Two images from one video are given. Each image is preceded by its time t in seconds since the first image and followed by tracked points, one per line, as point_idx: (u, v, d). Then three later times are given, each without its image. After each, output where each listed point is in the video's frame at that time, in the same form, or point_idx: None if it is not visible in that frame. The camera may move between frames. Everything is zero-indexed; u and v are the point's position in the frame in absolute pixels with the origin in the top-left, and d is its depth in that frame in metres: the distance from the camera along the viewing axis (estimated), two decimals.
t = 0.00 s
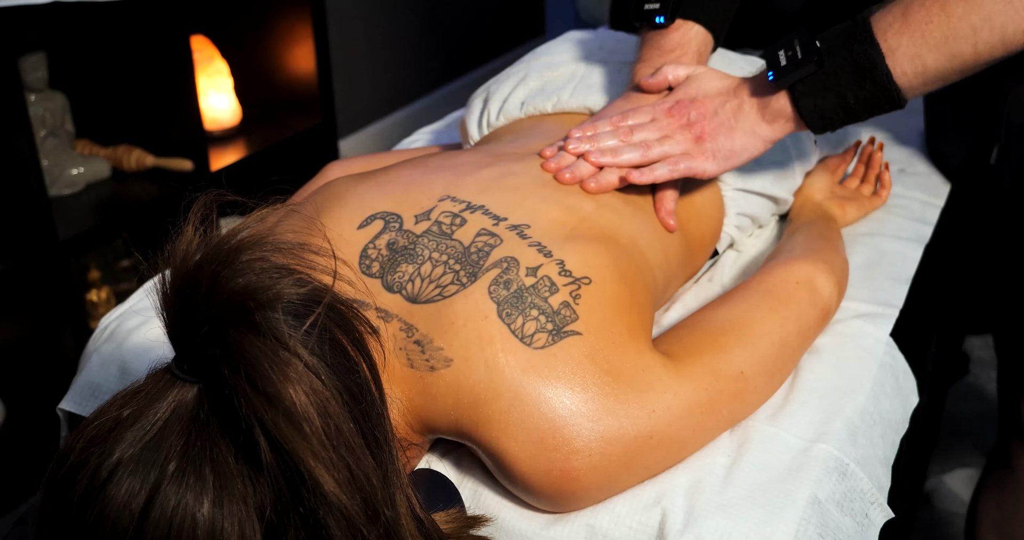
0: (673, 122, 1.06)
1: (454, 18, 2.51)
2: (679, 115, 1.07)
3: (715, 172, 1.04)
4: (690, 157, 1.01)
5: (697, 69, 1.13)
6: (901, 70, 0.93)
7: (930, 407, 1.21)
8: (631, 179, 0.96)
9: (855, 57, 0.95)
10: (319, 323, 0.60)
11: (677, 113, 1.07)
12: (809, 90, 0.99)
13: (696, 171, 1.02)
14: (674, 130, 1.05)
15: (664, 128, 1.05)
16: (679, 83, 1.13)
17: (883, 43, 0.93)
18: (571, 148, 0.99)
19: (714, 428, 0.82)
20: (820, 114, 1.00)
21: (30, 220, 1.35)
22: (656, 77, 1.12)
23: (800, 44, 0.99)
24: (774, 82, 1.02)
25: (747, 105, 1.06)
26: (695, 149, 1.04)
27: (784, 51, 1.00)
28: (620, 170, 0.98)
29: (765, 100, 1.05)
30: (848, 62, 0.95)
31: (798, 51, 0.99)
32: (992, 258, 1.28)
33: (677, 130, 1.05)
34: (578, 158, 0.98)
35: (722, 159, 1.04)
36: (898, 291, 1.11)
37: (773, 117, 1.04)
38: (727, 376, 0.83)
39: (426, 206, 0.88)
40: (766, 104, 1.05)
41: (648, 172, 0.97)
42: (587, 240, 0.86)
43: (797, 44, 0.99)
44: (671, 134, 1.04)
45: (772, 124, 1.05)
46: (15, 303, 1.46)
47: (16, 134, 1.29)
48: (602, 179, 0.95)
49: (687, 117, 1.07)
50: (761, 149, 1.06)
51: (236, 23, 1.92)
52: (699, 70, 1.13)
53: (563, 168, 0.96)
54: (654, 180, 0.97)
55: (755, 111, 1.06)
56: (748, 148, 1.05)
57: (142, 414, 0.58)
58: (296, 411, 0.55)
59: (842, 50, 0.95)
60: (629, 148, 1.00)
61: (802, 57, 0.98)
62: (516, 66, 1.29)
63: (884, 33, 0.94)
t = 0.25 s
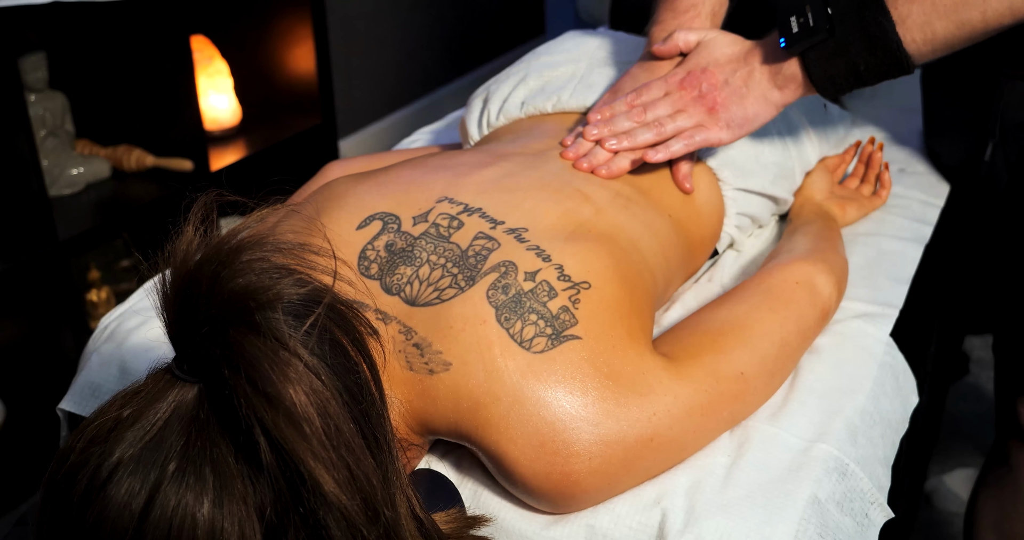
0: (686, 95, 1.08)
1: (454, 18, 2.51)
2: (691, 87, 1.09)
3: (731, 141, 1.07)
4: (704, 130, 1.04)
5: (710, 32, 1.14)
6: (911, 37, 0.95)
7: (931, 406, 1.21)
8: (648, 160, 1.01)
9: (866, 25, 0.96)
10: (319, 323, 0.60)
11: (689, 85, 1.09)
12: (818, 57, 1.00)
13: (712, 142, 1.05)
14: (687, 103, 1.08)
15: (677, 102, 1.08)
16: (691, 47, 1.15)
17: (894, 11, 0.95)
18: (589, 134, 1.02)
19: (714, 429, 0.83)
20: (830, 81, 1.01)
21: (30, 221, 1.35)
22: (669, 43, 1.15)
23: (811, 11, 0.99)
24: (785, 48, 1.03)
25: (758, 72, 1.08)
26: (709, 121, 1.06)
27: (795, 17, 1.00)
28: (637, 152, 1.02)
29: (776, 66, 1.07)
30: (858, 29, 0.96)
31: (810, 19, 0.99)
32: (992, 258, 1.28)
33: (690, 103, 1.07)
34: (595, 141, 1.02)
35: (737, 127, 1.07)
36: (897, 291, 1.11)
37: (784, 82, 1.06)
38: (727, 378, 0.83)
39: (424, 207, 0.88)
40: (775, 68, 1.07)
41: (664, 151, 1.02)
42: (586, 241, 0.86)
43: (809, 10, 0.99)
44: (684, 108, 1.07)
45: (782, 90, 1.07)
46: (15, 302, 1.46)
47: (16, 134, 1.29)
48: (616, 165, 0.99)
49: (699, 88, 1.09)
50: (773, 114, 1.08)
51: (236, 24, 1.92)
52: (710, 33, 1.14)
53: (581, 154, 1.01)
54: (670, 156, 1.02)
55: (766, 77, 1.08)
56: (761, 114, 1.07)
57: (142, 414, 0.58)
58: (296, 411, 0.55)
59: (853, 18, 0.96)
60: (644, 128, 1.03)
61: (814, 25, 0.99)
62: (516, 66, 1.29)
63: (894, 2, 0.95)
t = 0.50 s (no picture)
0: (701, 74, 1.09)
1: (454, 19, 2.51)
2: (706, 66, 1.10)
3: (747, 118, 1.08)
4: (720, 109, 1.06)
5: (723, 7, 1.14)
6: (927, 20, 0.97)
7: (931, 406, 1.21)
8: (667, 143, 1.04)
9: (884, 6, 0.97)
10: (320, 324, 0.60)
11: (705, 64, 1.10)
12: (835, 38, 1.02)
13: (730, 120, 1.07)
14: (703, 82, 1.09)
15: (693, 82, 1.09)
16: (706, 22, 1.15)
17: None
18: (610, 124, 1.05)
19: (714, 430, 0.83)
20: (846, 59, 1.03)
21: (31, 220, 1.35)
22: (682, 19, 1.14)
23: None
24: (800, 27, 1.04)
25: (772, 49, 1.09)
26: (726, 99, 1.08)
27: None
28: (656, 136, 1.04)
29: (790, 45, 1.08)
30: (875, 10, 0.98)
31: None
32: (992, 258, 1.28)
33: (706, 83, 1.09)
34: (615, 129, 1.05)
35: (753, 105, 1.08)
36: (897, 291, 1.11)
37: (799, 59, 1.07)
38: (728, 379, 0.83)
39: (425, 207, 0.88)
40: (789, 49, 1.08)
41: (681, 133, 1.04)
42: (586, 242, 0.86)
43: None
44: (700, 88, 1.08)
45: (797, 68, 1.08)
46: (15, 302, 1.46)
47: (16, 134, 1.29)
48: (635, 158, 1.02)
49: (714, 64, 1.09)
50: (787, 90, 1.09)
51: (236, 24, 1.92)
52: (723, 7, 1.14)
53: (600, 146, 1.04)
54: (687, 137, 1.04)
55: (780, 54, 1.08)
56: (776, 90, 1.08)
57: (143, 414, 0.58)
58: (297, 411, 0.55)
59: None
60: (661, 114, 1.06)
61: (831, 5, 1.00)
62: (516, 66, 1.29)
63: None
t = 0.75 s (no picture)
0: (700, 97, 1.11)
1: (454, 19, 2.51)
2: (706, 91, 1.12)
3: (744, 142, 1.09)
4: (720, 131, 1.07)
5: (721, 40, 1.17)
6: (925, 49, 0.96)
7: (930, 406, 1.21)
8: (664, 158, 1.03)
9: (881, 35, 0.98)
10: (319, 324, 0.60)
11: (704, 89, 1.11)
12: (833, 65, 1.02)
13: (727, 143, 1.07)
14: (702, 107, 1.10)
15: (692, 105, 1.10)
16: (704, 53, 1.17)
17: (909, 21, 0.96)
18: (602, 135, 1.04)
19: (714, 431, 0.83)
20: (844, 87, 1.03)
21: (31, 220, 1.35)
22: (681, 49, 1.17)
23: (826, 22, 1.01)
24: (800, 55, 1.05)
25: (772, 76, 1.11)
26: (725, 123, 1.09)
27: (812, 25, 1.03)
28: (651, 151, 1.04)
29: (790, 73, 1.09)
30: (874, 38, 0.98)
31: (826, 28, 1.01)
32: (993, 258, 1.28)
33: (705, 106, 1.10)
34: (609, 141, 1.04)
35: (752, 129, 1.09)
36: (898, 291, 1.11)
37: (798, 87, 1.08)
38: (728, 379, 0.83)
39: (423, 209, 0.88)
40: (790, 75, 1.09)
41: (680, 149, 1.04)
42: (586, 243, 0.86)
43: (825, 19, 1.01)
44: (699, 110, 1.09)
45: (797, 94, 1.09)
46: (15, 302, 1.45)
47: (16, 134, 1.29)
48: (625, 164, 1.01)
49: (714, 92, 1.11)
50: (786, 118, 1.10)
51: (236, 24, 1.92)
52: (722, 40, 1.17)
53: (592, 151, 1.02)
54: (686, 155, 1.04)
55: (779, 82, 1.10)
56: (775, 116, 1.09)
57: (142, 415, 0.58)
58: (296, 411, 0.55)
59: (868, 27, 0.98)
60: (659, 130, 1.06)
61: (829, 35, 1.01)
62: (515, 66, 1.29)
63: (910, 11, 0.96)
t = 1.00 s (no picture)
0: (673, 124, 1.07)
1: (454, 18, 2.50)
2: (679, 118, 1.08)
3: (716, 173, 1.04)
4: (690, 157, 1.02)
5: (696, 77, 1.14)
6: (906, 88, 0.95)
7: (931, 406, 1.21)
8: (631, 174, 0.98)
9: (862, 73, 0.96)
10: (317, 324, 0.59)
11: (678, 116, 1.08)
12: (812, 102, 1.00)
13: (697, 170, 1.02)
14: (674, 132, 1.06)
15: (664, 130, 1.06)
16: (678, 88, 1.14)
17: (890, 59, 0.95)
18: (568, 143, 1.00)
19: (714, 431, 0.83)
20: (823, 126, 1.01)
21: (30, 221, 1.35)
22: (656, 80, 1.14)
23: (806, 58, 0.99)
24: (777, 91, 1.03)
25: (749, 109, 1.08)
26: (697, 150, 1.04)
27: (790, 61, 1.00)
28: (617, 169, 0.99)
29: (766, 108, 1.06)
30: (853, 74, 0.97)
31: (805, 64, 0.99)
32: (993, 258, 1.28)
33: (678, 132, 1.06)
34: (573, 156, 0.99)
35: (723, 160, 1.05)
36: (897, 292, 1.11)
37: (774, 124, 1.06)
38: (727, 379, 0.83)
39: (419, 211, 0.88)
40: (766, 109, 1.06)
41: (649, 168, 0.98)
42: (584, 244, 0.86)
43: (803, 55, 0.99)
44: (672, 135, 1.05)
45: (774, 130, 1.06)
46: (15, 302, 1.45)
47: (16, 134, 1.29)
48: (591, 172, 0.97)
49: (687, 120, 1.08)
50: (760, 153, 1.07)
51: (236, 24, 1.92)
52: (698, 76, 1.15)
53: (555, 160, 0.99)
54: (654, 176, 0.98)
55: (756, 116, 1.07)
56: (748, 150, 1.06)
57: (140, 416, 0.58)
58: (294, 412, 0.55)
59: (849, 64, 0.97)
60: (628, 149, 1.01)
61: (809, 70, 0.99)
62: (513, 65, 1.29)
63: (890, 49, 0.95)
